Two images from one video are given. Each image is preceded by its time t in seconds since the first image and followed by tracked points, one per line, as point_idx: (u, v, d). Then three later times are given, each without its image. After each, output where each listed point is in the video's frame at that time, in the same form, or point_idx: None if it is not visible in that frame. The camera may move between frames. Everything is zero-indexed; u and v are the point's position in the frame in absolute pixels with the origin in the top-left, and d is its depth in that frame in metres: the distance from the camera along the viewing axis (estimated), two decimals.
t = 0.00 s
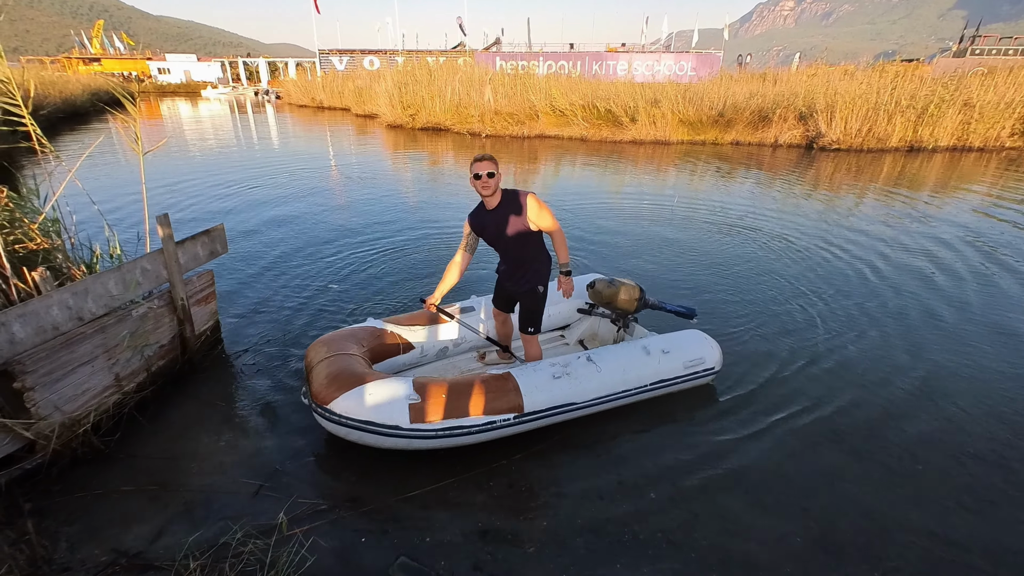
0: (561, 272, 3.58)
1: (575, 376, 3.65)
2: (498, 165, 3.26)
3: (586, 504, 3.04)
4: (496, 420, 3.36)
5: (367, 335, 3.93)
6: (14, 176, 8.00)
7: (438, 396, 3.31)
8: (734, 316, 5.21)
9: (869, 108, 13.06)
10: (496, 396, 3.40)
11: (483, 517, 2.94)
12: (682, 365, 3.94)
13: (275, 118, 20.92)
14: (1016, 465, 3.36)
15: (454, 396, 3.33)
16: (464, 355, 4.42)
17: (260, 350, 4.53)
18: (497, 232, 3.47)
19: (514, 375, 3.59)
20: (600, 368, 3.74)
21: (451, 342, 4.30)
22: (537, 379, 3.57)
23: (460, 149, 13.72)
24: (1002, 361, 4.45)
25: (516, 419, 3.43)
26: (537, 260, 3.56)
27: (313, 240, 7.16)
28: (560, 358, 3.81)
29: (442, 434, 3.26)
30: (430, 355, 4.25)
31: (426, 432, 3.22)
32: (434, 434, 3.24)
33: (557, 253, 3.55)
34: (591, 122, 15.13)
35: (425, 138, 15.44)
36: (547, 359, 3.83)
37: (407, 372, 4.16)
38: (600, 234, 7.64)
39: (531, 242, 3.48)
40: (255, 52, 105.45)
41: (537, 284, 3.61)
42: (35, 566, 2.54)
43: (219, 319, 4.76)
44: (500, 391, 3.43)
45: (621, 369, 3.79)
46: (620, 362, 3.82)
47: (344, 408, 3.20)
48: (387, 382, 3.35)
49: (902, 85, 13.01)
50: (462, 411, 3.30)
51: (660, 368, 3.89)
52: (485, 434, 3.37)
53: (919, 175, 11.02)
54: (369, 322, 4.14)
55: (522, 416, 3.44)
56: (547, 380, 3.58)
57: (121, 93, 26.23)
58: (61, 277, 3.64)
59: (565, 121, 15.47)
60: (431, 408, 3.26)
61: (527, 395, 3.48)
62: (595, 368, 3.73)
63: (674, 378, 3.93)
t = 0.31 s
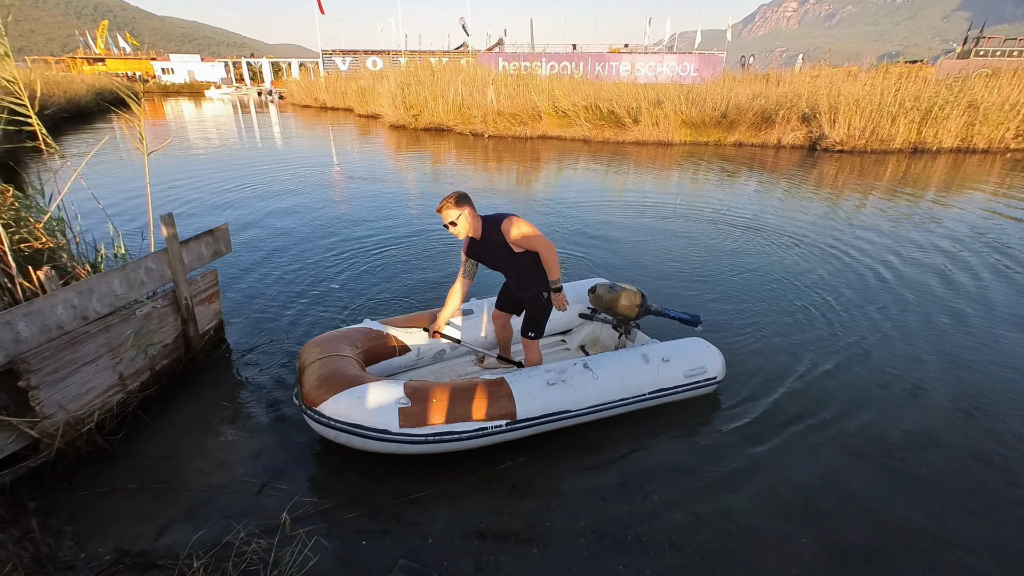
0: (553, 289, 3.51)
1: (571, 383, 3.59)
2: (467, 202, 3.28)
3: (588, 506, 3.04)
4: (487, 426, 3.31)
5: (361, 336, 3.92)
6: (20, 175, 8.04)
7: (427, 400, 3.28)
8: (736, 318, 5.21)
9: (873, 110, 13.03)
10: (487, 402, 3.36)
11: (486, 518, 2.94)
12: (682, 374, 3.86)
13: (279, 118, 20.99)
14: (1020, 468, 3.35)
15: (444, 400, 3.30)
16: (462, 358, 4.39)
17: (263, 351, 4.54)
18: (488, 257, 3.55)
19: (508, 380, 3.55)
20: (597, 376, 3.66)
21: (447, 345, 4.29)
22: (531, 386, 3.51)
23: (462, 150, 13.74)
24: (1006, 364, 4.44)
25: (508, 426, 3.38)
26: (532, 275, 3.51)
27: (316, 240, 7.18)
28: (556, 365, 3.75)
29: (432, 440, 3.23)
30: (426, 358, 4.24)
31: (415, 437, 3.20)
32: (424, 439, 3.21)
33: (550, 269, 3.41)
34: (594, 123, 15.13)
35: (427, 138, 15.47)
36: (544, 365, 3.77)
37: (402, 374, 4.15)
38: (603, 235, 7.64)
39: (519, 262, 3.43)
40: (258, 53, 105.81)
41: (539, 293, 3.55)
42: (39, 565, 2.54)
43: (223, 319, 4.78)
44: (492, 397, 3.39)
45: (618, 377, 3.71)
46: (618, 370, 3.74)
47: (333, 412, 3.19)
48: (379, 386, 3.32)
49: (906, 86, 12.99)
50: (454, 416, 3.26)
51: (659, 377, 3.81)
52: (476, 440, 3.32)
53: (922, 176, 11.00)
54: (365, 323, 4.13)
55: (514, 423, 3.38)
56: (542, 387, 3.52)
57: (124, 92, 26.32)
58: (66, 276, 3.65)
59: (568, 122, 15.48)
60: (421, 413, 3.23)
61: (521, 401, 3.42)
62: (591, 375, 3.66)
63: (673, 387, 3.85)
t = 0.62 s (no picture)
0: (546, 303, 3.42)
1: (569, 388, 3.54)
2: (454, 233, 3.22)
3: (594, 506, 3.04)
4: (482, 431, 3.28)
5: (360, 337, 3.91)
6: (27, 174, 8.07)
7: (420, 403, 3.27)
8: (740, 319, 5.19)
9: (878, 111, 12.99)
10: (481, 406, 3.33)
11: (492, 517, 2.95)
12: (685, 382, 3.79)
13: (283, 118, 21.03)
14: None
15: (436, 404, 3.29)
16: (464, 361, 4.36)
17: (267, 349, 4.56)
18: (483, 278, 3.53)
19: (505, 384, 3.52)
20: (596, 383, 3.61)
21: (447, 348, 4.26)
22: (528, 390, 3.48)
23: (466, 150, 13.74)
24: (1015, 367, 4.41)
25: (503, 431, 3.34)
26: (529, 288, 3.48)
27: (320, 239, 7.19)
28: (555, 370, 3.71)
29: (425, 443, 3.21)
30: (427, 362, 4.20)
31: (408, 440, 3.19)
32: (416, 442, 3.19)
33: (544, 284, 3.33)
34: (598, 123, 15.11)
35: (431, 139, 15.47)
36: (543, 370, 3.74)
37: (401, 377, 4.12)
38: (606, 235, 7.64)
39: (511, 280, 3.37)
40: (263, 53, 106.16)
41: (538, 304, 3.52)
42: (46, 561, 2.55)
43: (228, 317, 4.78)
44: (487, 401, 3.37)
45: (619, 384, 3.65)
46: (618, 376, 3.69)
47: (326, 412, 3.19)
48: (373, 388, 3.32)
49: (912, 87, 12.93)
50: (448, 420, 3.25)
51: (660, 385, 3.74)
52: (471, 445, 3.30)
53: (928, 178, 10.94)
54: (365, 325, 4.12)
55: (510, 428, 3.35)
56: (539, 392, 3.48)
57: (129, 91, 26.41)
58: (74, 274, 3.67)
59: (572, 122, 15.47)
60: (414, 415, 3.22)
61: (516, 406, 3.39)
62: (590, 381, 3.62)
63: (675, 395, 3.78)
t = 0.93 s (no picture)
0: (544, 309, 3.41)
1: (564, 394, 3.44)
2: (457, 219, 3.17)
3: (598, 506, 3.03)
4: (472, 436, 3.22)
5: (357, 339, 3.90)
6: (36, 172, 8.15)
7: (410, 407, 3.21)
8: (745, 321, 5.17)
9: (885, 110, 12.91)
10: (473, 411, 3.26)
11: (496, 515, 2.95)
12: (687, 389, 3.65)
13: (288, 117, 21.11)
14: None
15: (426, 408, 3.23)
16: (464, 364, 4.33)
17: (273, 347, 4.58)
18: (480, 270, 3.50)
19: (498, 388, 3.43)
20: (592, 389, 3.50)
21: (447, 350, 4.22)
22: (521, 395, 3.38)
23: (470, 149, 13.74)
24: None
25: (495, 437, 3.26)
26: (530, 288, 3.45)
27: (325, 238, 7.20)
28: (550, 375, 3.60)
29: (413, 448, 3.15)
30: (426, 363, 4.18)
31: (396, 444, 3.13)
32: (404, 446, 3.13)
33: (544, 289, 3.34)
34: (603, 123, 15.09)
35: (435, 138, 15.50)
36: (539, 374, 3.66)
37: (400, 378, 4.10)
38: (611, 235, 7.62)
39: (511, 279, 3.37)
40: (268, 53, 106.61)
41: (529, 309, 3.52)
42: (53, 556, 2.56)
43: (234, 315, 4.80)
44: (479, 406, 3.29)
45: (616, 390, 3.53)
46: (616, 382, 3.56)
47: (316, 414, 3.18)
48: (363, 390, 3.28)
49: (920, 87, 12.84)
50: (437, 425, 3.19)
51: (660, 392, 3.60)
52: (461, 450, 3.23)
53: (935, 179, 10.86)
54: (365, 327, 4.10)
55: (501, 434, 3.27)
56: (532, 398, 3.39)
57: (136, 91, 26.55)
58: (82, 271, 3.70)
59: (577, 122, 15.44)
60: (403, 419, 3.17)
61: (508, 412, 3.30)
62: (586, 388, 3.50)
63: (676, 404, 3.64)
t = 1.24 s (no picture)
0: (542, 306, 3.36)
1: (560, 400, 3.39)
2: (476, 193, 3.06)
3: (603, 505, 3.04)
4: (465, 437, 3.19)
5: (356, 336, 3.90)
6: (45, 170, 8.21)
7: (403, 405, 3.21)
8: (750, 322, 5.16)
9: (892, 111, 12.84)
10: (467, 412, 3.24)
11: (501, 514, 2.96)
12: (688, 399, 3.56)
13: (293, 116, 21.19)
14: None
15: (420, 408, 3.22)
16: (464, 364, 4.31)
17: (279, 344, 4.60)
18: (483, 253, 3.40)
19: (493, 391, 3.40)
20: (589, 396, 3.44)
21: (447, 350, 4.21)
22: (516, 400, 3.35)
23: (475, 149, 13.75)
24: None
25: (487, 439, 3.24)
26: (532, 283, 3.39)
27: (329, 237, 7.22)
28: (548, 380, 3.55)
29: (405, 447, 3.16)
30: (427, 362, 4.17)
31: (388, 442, 3.14)
32: (395, 444, 3.14)
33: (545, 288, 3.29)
34: (607, 122, 15.06)
35: (440, 137, 15.52)
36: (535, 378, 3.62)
37: (399, 376, 4.11)
38: (615, 235, 7.61)
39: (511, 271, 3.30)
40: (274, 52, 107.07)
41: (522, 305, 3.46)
42: (61, 550, 2.59)
43: (239, 313, 4.83)
44: (473, 407, 3.27)
45: (614, 398, 3.47)
46: (614, 390, 3.50)
47: (310, 409, 3.20)
48: (359, 388, 3.29)
49: (927, 87, 12.76)
50: (428, 424, 3.18)
51: (660, 402, 3.52)
52: (454, 451, 3.22)
53: (942, 179, 10.80)
54: (366, 323, 4.11)
55: (493, 436, 3.24)
56: (527, 401, 3.36)
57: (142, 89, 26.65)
58: (90, 268, 3.73)
59: (581, 121, 15.44)
60: (395, 417, 3.17)
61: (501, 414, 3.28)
62: (583, 394, 3.45)
63: (677, 413, 3.55)
